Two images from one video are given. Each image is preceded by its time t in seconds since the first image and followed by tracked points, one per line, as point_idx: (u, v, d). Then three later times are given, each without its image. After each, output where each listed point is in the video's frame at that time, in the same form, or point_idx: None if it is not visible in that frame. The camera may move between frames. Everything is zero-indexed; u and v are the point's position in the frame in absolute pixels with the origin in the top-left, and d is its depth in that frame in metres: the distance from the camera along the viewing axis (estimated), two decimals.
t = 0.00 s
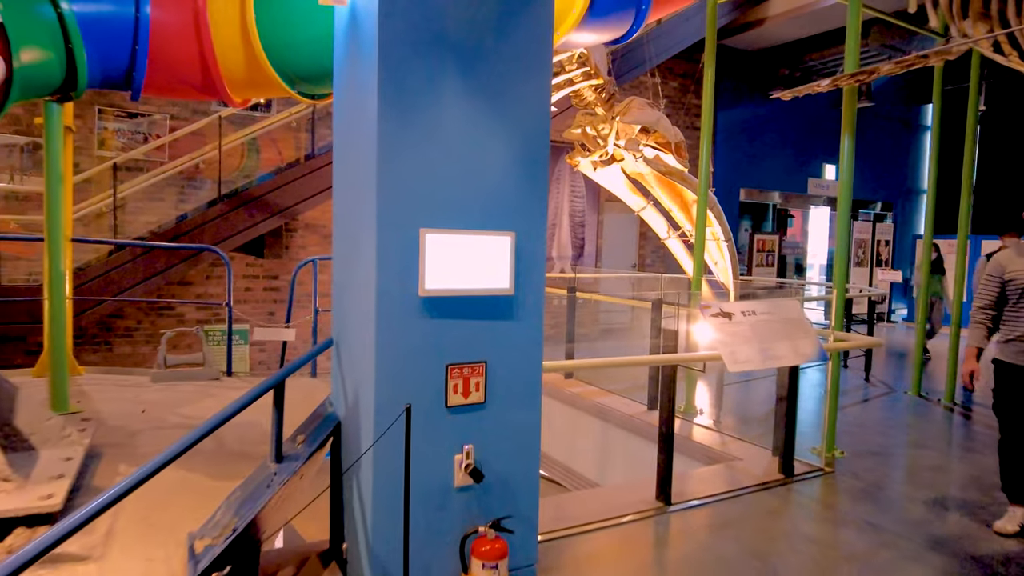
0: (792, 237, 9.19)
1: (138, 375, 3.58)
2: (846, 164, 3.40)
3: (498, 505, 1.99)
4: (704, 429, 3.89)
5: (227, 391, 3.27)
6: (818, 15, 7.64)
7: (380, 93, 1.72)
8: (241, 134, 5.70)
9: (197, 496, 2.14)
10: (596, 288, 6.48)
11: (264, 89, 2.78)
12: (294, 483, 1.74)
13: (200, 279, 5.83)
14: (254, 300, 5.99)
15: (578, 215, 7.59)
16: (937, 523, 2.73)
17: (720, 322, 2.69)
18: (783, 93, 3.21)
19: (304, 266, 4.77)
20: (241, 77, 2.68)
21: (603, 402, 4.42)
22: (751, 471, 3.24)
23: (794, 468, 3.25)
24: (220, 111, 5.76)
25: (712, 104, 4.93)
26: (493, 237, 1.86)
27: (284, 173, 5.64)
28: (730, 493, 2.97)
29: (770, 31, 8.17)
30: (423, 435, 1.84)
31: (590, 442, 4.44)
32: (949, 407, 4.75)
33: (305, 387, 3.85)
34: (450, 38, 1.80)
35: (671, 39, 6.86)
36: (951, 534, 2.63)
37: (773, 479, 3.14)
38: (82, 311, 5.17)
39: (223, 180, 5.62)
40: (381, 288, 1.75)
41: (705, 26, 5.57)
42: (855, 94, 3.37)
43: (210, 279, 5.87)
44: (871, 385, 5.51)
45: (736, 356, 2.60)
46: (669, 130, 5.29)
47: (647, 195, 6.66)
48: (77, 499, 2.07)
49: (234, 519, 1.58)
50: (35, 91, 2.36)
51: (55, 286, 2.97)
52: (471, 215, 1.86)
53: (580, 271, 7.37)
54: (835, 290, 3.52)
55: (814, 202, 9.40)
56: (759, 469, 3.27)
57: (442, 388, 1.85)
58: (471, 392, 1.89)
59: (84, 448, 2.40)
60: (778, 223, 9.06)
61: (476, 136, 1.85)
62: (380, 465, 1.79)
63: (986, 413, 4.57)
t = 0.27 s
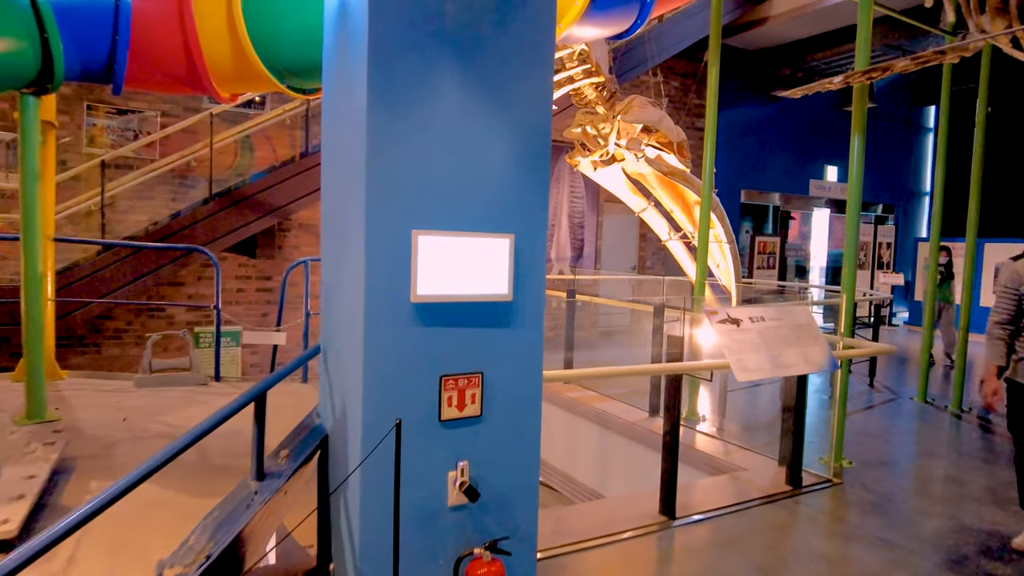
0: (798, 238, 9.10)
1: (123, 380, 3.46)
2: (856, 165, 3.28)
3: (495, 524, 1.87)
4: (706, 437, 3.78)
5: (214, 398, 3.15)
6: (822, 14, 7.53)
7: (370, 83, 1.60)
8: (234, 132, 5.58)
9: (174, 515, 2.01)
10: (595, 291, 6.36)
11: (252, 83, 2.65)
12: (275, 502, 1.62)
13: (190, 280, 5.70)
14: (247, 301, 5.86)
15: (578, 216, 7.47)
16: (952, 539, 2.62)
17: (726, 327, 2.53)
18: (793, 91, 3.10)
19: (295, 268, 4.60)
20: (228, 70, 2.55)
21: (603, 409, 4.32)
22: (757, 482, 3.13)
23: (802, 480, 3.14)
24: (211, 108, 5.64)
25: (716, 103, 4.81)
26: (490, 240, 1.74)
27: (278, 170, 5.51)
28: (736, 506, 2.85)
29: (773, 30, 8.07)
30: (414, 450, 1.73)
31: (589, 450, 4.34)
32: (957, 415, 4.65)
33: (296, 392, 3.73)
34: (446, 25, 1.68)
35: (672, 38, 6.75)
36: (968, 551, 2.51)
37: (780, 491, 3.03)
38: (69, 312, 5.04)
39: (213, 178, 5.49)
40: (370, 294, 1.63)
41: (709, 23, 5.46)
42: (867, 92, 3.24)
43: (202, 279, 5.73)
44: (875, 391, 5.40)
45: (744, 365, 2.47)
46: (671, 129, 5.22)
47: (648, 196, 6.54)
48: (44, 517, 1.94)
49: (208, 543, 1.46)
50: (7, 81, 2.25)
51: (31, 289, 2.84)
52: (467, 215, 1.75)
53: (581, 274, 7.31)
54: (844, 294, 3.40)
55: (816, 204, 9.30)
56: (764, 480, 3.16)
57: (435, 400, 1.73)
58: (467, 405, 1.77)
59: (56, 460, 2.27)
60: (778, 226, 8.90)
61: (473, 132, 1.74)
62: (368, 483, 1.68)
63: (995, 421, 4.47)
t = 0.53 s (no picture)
0: (798, 240, 9.14)
1: (103, 386, 3.35)
2: (858, 166, 3.19)
3: (485, 542, 1.77)
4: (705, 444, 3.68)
5: (196, 404, 3.04)
6: (821, 13, 7.45)
7: (351, 74, 1.50)
8: (223, 130, 5.46)
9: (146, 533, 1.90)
10: (591, 293, 6.26)
11: (234, 78, 2.55)
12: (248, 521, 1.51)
13: (179, 281, 5.57)
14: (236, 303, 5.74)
15: (574, 217, 7.37)
16: (961, 552, 2.52)
17: (727, 332, 2.44)
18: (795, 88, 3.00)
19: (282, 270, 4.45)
20: (209, 63, 2.44)
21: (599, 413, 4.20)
22: (758, 492, 3.02)
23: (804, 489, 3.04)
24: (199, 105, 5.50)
25: (715, 102, 4.71)
26: (481, 241, 1.64)
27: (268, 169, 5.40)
28: (736, 518, 2.75)
29: (772, 29, 7.98)
30: (398, 464, 1.62)
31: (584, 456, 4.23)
32: (959, 420, 4.56)
33: (284, 397, 3.62)
34: (433, 12, 1.58)
35: (670, 36, 6.66)
36: (978, 565, 2.42)
37: (781, 501, 2.93)
38: (52, 314, 4.94)
39: (201, 177, 5.35)
40: (351, 299, 1.52)
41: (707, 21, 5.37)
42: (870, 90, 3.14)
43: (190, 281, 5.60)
44: (876, 395, 5.31)
45: (746, 372, 2.37)
46: (669, 129, 5.06)
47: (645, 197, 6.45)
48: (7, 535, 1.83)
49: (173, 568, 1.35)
50: None
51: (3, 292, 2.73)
52: (455, 216, 1.64)
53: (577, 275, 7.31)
54: (847, 298, 3.31)
55: (814, 205, 9.23)
56: (766, 490, 3.06)
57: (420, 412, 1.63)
58: (455, 417, 1.67)
59: (25, 473, 2.16)
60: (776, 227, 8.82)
61: (463, 126, 1.63)
62: (349, 500, 1.57)
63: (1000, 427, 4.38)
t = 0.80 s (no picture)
0: (795, 241, 9.09)
1: (75, 394, 3.21)
2: (859, 166, 3.07)
3: (467, 568, 1.65)
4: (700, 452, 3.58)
5: (170, 413, 2.91)
6: (818, 11, 7.37)
7: (319, 60, 1.37)
8: (206, 128, 5.32)
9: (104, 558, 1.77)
10: (584, 295, 6.16)
11: (206, 71, 2.42)
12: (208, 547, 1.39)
13: (162, 284, 5.44)
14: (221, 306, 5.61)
15: (567, 218, 7.26)
16: (969, 568, 2.42)
17: (724, 339, 2.31)
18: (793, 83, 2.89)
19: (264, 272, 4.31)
20: (180, 56, 2.30)
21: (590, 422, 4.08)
22: (756, 503, 2.92)
23: (804, 501, 2.93)
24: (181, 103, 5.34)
25: (711, 100, 4.60)
26: (460, 243, 1.51)
27: (252, 169, 5.34)
28: (735, 532, 2.64)
29: (767, 28, 7.89)
30: (371, 484, 1.50)
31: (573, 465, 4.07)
32: (959, 425, 4.47)
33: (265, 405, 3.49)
34: None
35: (665, 34, 6.55)
36: None
37: (780, 514, 2.82)
38: (30, 318, 4.79)
39: (183, 177, 5.22)
40: (319, 306, 1.40)
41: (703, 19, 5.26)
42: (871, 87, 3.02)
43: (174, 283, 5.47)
44: (874, 399, 5.22)
45: (745, 380, 2.25)
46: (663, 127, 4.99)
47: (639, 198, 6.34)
48: None
49: None
50: None
51: None
52: (433, 216, 1.52)
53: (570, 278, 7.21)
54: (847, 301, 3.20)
55: (809, 206, 9.15)
56: (764, 501, 2.95)
57: (395, 427, 1.51)
58: (433, 433, 1.55)
59: None
60: (770, 227, 8.72)
61: (441, 118, 1.51)
62: (317, 524, 1.45)
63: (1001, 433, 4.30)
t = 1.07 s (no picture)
0: (791, 243, 9.01)
1: (42, 403, 3.08)
2: (859, 165, 2.97)
3: None
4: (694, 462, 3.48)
5: (140, 423, 2.78)
6: (814, 10, 7.27)
7: (277, 50, 1.26)
8: (187, 126, 5.15)
9: None
10: (577, 298, 6.06)
11: (173, 67, 2.28)
12: None
13: (143, 286, 5.32)
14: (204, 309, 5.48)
15: (559, 219, 7.16)
16: None
17: (718, 347, 2.20)
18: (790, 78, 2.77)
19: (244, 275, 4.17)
20: (145, 51, 2.16)
21: (581, 429, 3.99)
22: (753, 516, 2.81)
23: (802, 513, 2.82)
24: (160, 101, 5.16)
25: (706, 99, 4.48)
26: (435, 249, 1.39)
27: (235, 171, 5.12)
28: (732, 547, 2.53)
29: (762, 27, 7.79)
30: (337, 510, 1.38)
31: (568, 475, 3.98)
32: (959, 431, 4.39)
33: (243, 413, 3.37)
34: None
35: (659, 32, 6.44)
36: None
37: (778, 527, 2.71)
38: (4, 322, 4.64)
39: (163, 177, 5.03)
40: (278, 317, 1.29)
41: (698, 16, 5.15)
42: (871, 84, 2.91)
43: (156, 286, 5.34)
44: (872, 403, 5.12)
45: (742, 392, 2.13)
46: (656, 126, 4.86)
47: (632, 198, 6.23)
48: None
49: None
50: None
51: None
52: (406, 220, 1.40)
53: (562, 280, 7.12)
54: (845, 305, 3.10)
55: (804, 207, 9.06)
56: (761, 513, 2.84)
57: (364, 448, 1.39)
58: (406, 454, 1.43)
59: None
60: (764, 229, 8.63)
61: (414, 113, 1.39)
62: (277, 554, 1.34)
63: (1001, 439, 4.22)
